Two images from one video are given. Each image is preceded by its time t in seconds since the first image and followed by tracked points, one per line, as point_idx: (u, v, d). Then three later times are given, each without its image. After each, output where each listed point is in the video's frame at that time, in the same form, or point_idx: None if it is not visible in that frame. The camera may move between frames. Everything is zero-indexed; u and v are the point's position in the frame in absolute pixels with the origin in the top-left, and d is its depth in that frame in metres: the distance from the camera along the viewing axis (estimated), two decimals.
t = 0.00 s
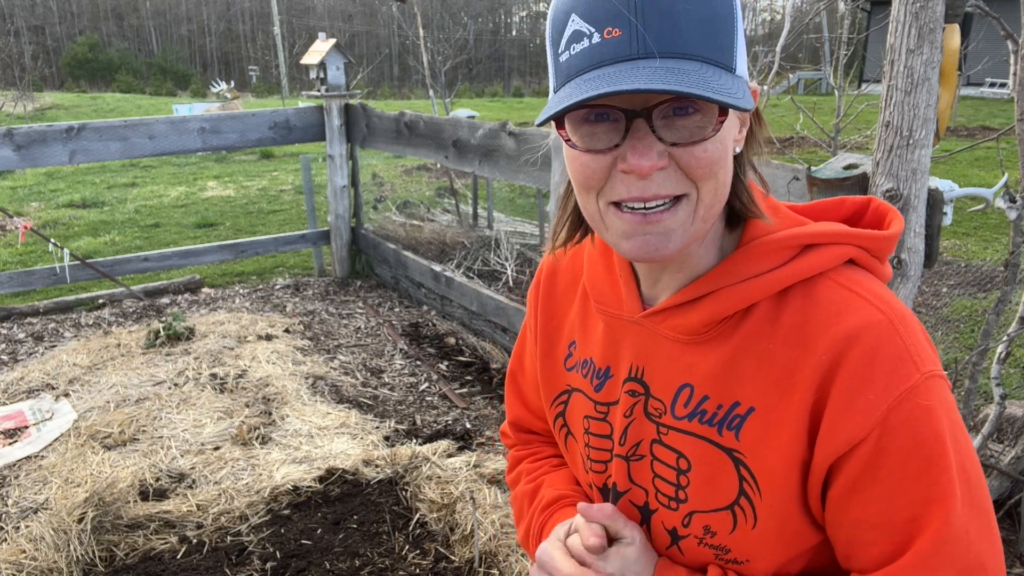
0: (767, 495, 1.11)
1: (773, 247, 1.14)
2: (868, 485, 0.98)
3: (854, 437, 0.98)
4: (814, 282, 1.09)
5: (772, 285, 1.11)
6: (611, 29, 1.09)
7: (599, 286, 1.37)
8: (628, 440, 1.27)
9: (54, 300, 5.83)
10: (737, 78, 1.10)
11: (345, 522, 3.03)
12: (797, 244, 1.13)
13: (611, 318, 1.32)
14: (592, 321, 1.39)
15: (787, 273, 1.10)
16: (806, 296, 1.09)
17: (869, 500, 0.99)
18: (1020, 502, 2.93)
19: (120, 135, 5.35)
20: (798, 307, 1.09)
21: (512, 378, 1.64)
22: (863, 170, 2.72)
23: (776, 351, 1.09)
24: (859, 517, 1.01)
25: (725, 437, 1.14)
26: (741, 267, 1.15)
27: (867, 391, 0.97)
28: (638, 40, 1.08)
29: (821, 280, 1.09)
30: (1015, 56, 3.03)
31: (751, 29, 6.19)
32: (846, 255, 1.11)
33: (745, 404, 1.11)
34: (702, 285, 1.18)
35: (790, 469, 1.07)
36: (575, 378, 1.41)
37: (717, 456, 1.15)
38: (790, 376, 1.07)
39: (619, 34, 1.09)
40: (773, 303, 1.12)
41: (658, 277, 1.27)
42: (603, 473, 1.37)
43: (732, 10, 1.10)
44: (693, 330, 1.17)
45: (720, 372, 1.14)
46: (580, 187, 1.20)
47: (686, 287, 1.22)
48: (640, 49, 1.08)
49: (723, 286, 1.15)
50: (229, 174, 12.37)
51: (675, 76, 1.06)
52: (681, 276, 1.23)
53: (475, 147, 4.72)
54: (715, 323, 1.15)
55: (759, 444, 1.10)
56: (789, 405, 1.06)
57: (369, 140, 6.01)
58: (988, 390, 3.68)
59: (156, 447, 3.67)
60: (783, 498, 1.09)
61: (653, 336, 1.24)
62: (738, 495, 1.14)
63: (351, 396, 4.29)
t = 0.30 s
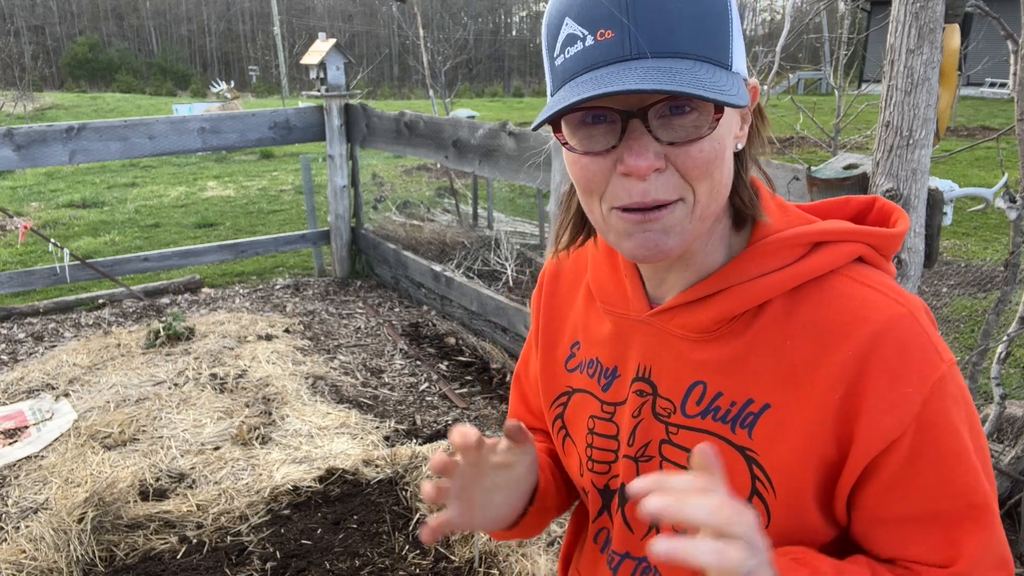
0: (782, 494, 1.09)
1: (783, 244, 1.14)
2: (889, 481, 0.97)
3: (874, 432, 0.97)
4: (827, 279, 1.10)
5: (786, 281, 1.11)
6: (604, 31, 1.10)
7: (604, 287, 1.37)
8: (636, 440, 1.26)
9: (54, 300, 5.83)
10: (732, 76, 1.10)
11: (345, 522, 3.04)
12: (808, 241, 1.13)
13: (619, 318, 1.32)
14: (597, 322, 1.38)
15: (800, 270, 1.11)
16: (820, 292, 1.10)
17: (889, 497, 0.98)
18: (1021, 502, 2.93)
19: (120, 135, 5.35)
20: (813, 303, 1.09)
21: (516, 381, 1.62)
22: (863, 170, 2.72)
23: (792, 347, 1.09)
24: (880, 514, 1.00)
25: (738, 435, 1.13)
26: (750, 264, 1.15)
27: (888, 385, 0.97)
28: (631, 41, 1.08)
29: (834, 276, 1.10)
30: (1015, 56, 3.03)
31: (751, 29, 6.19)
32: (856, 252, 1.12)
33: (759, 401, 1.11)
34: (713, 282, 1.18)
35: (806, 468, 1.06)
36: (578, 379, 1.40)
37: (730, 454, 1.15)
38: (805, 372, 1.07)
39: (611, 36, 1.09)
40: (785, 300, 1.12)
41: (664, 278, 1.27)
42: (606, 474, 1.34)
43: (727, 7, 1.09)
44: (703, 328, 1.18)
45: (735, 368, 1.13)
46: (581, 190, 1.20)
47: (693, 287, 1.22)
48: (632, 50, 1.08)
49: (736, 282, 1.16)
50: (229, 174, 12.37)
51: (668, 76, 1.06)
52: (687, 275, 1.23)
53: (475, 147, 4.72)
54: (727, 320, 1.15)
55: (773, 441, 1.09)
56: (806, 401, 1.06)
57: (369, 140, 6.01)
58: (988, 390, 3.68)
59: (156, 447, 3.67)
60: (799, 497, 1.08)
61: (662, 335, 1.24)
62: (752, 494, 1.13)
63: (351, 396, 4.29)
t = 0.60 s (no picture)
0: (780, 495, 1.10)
1: (780, 246, 1.14)
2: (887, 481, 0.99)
3: (871, 433, 0.98)
4: (824, 281, 1.11)
5: (781, 284, 1.11)
6: (651, 19, 1.10)
7: (597, 288, 1.37)
8: (632, 444, 1.26)
9: (54, 300, 5.83)
10: (767, 90, 1.11)
11: (345, 522, 3.03)
12: (803, 242, 1.14)
13: (613, 320, 1.31)
14: (590, 325, 1.37)
15: (795, 272, 1.11)
16: (814, 294, 1.10)
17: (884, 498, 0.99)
18: (1021, 502, 2.93)
19: (120, 135, 5.35)
20: (809, 305, 1.09)
21: (509, 382, 1.63)
22: (863, 170, 2.72)
23: (789, 350, 1.09)
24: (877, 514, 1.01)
25: (735, 437, 1.14)
26: (744, 267, 1.15)
27: (884, 386, 0.99)
28: (677, 34, 1.09)
29: (829, 278, 1.11)
30: (1015, 56, 3.03)
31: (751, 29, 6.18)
32: (850, 252, 1.12)
33: (755, 404, 1.11)
34: (708, 285, 1.18)
35: (804, 469, 1.07)
36: (572, 382, 1.39)
37: (728, 456, 1.15)
38: (803, 375, 1.07)
39: (657, 25, 1.10)
40: (780, 303, 1.12)
41: (659, 279, 1.27)
42: (600, 478, 1.34)
43: (776, 14, 1.10)
44: (699, 331, 1.17)
45: (732, 371, 1.14)
46: (597, 175, 1.20)
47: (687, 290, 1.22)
48: (677, 44, 1.09)
49: (732, 285, 1.15)
50: (229, 174, 12.37)
51: (705, 78, 1.07)
52: (682, 277, 1.23)
53: (476, 147, 4.72)
54: (722, 322, 1.15)
55: (771, 443, 1.10)
56: (803, 403, 1.07)
57: (370, 140, 6.01)
58: (988, 390, 3.68)
59: (156, 447, 3.67)
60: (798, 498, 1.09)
61: (657, 338, 1.24)
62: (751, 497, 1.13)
63: (351, 396, 4.29)
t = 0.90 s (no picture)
0: (781, 500, 1.10)
1: (781, 248, 1.15)
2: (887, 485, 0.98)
3: (871, 436, 0.98)
4: (823, 284, 1.11)
5: (781, 287, 1.11)
6: (643, 22, 1.10)
7: (597, 292, 1.36)
8: (632, 448, 1.26)
9: (54, 300, 5.83)
10: (762, 91, 1.11)
11: (345, 522, 3.03)
12: (804, 245, 1.14)
13: (613, 324, 1.31)
14: (590, 329, 1.37)
15: (795, 275, 1.11)
16: (814, 297, 1.10)
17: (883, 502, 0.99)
18: (1020, 501, 2.93)
19: (120, 135, 5.36)
20: (809, 308, 1.09)
21: (508, 387, 1.63)
22: (863, 170, 2.72)
23: (787, 355, 1.09)
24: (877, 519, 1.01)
25: (735, 442, 1.13)
26: (744, 269, 1.15)
27: (884, 390, 0.98)
28: (669, 38, 1.09)
29: (829, 281, 1.10)
30: (1014, 56, 3.03)
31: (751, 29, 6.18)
32: (851, 254, 1.13)
33: (756, 408, 1.11)
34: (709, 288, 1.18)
35: (805, 473, 1.07)
36: (571, 385, 1.39)
37: (727, 461, 1.15)
38: (802, 378, 1.07)
39: (649, 30, 1.10)
40: (780, 306, 1.12)
41: (659, 281, 1.27)
42: (600, 482, 1.34)
43: (770, 16, 1.10)
44: (699, 335, 1.17)
45: (732, 376, 1.13)
46: (591, 179, 1.20)
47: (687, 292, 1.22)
48: (670, 47, 1.09)
49: (734, 288, 1.15)
50: (229, 174, 12.37)
51: (699, 82, 1.07)
52: (682, 279, 1.23)
53: (476, 147, 4.72)
54: (722, 326, 1.15)
55: (771, 447, 1.09)
56: (802, 407, 1.07)
57: (370, 140, 6.01)
58: (988, 390, 3.68)
59: (156, 447, 3.67)
60: (798, 502, 1.09)
61: (657, 341, 1.24)
62: (752, 500, 1.13)
63: (351, 395, 4.29)
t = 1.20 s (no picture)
0: (780, 502, 1.10)
1: (782, 248, 1.14)
2: (884, 488, 0.98)
3: (868, 440, 0.98)
4: (823, 285, 1.10)
5: (780, 288, 1.11)
6: (640, 19, 1.10)
7: (599, 290, 1.36)
8: (633, 449, 1.26)
9: (54, 300, 5.83)
10: (759, 88, 1.10)
11: (345, 522, 3.03)
12: (806, 245, 1.13)
13: (613, 323, 1.30)
14: (591, 328, 1.37)
15: (795, 277, 1.10)
16: (813, 299, 1.09)
17: (881, 505, 0.99)
18: (1021, 501, 2.93)
19: (120, 135, 5.35)
20: (808, 310, 1.08)
21: (503, 387, 1.62)
22: (862, 170, 2.72)
23: (786, 357, 1.08)
24: (874, 522, 1.01)
25: (734, 443, 1.13)
26: (746, 270, 1.14)
27: (881, 395, 0.97)
28: (666, 33, 1.09)
29: (830, 282, 1.09)
30: (1015, 56, 3.03)
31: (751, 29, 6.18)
32: (854, 255, 1.11)
33: (755, 410, 1.11)
34: (710, 287, 1.17)
35: (804, 475, 1.07)
36: (573, 385, 1.39)
37: (726, 463, 1.15)
38: (800, 381, 1.06)
39: (647, 26, 1.10)
40: (779, 307, 1.12)
41: (660, 281, 1.26)
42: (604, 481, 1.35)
43: (767, 14, 1.10)
44: (698, 335, 1.16)
45: (730, 379, 1.13)
46: (590, 177, 1.20)
47: (689, 292, 1.21)
48: (667, 43, 1.09)
49: (733, 288, 1.14)
50: (229, 174, 12.37)
51: (695, 77, 1.07)
52: (683, 279, 1.22)
53: (476, 147, 4.72)
54: (720, 327, 1.14)
55: (769, 450, 1.09)
56: (800, 410, 1.06)
57: (370, 140, 6.01)
58: (988, 391, 3.68)
59: (156, 447, 3.67)
60: (797, 504, 1.09)
61: (656, 341, 1.23)
62: (750, 501, 1.14)
63: (351, 396, 4.29)
